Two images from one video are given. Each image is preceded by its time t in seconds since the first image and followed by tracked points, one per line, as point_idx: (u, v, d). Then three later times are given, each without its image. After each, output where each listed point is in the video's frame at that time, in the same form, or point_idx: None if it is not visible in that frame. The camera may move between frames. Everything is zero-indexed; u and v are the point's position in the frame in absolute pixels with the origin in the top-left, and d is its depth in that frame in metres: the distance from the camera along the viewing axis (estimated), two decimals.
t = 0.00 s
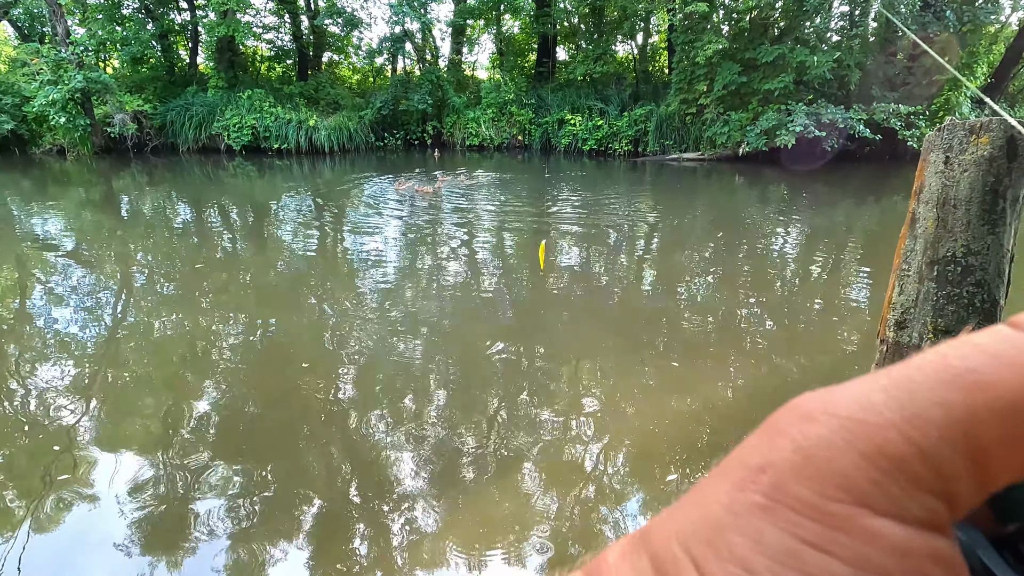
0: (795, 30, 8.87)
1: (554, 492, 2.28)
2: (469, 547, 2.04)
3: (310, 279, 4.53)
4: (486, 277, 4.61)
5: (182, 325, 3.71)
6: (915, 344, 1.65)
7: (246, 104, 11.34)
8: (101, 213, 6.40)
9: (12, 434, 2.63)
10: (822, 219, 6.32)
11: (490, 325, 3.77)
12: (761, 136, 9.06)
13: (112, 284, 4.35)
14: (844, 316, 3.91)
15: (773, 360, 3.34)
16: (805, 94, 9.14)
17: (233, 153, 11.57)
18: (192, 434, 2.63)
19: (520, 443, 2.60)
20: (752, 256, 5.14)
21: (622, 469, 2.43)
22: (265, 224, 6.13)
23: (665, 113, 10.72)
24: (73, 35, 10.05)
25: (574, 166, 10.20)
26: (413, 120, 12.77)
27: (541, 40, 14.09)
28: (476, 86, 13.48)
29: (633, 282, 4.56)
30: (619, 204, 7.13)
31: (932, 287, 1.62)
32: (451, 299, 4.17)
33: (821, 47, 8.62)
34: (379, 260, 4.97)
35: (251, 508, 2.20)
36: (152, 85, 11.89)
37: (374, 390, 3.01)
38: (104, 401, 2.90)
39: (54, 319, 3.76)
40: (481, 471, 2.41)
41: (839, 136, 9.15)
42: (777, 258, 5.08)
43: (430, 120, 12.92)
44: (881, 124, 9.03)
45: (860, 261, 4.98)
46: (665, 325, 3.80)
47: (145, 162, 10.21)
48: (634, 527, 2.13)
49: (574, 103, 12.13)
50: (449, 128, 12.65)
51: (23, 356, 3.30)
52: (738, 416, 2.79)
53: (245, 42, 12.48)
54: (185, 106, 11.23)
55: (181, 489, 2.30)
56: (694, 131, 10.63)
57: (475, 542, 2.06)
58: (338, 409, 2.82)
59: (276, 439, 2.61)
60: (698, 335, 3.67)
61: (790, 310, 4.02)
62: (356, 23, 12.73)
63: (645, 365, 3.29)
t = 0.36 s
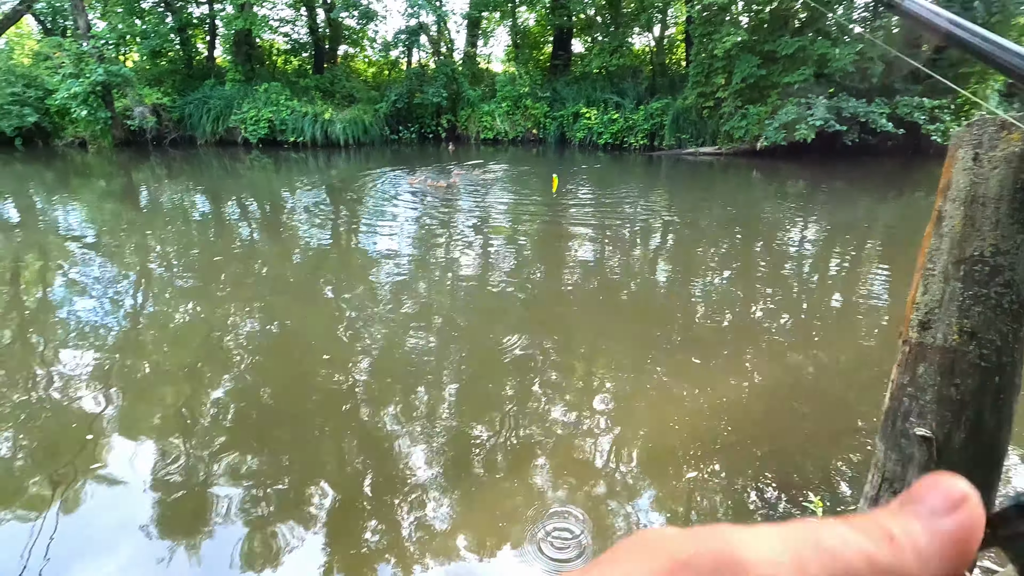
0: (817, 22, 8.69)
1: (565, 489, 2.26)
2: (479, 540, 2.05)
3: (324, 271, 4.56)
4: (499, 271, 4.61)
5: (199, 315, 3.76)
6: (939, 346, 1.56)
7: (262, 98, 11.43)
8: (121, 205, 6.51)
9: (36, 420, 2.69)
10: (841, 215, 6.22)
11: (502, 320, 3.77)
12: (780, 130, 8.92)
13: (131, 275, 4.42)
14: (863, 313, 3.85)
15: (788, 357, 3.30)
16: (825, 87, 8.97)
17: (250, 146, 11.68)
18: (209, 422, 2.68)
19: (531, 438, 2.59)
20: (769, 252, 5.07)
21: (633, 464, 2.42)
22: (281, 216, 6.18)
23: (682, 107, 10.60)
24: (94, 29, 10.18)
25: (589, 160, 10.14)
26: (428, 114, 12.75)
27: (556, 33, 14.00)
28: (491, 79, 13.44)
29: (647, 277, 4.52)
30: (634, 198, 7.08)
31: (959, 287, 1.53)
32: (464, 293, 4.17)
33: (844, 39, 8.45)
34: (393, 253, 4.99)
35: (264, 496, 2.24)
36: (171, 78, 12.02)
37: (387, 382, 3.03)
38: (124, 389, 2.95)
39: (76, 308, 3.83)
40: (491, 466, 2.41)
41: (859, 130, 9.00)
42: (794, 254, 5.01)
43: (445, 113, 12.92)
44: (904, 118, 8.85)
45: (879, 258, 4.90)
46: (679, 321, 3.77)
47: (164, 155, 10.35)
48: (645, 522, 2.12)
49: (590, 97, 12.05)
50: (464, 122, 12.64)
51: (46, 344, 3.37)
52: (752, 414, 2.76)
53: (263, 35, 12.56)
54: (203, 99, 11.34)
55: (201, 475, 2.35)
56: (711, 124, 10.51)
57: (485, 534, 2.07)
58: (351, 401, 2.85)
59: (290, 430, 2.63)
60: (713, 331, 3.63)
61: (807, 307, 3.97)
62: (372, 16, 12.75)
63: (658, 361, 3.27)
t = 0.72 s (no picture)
0: (828, 14, 8.59)
1: (572, 484, 2.26)
2: (486, 535, 2.05)
3: (330, 265, 4.57)
4: (505, 265, 4.60)
5: (207, 308, 3.78)
6: (957, 341, 1.55)
7: (269, 91, 11.43)
8: (129, 198, 6.54)
9: (47, 411, 2.72)
10: (850, 210, 6.17)
11: (508, 314, 3.76)
12: (789, 124, 8.85)
13: (139, 268, 4.45)
14: (871, 309, 3.83)
15: (796, 353, 3.29)
16: (835, 81, 8.88)
17: (256, 139, 11.69)
18: (217, 415, 2.69)
19: (537, 432, 2.60)
20: (776, 247, 5.04)
21: (639, 460, 2.42)
22: (287, 210, 6.19)
23: (690, 101, 10.52)
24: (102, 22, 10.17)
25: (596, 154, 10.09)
26: (435, 108, 12.70)
27: (564, 26, 13.91)
28: (498, 73, 13.38)
29: (653, 272, 4.51)
30: (641, 193, 7.04)
31: (976, 282, 1.52)
32: (470, 287, 4.17)
33: (855, 31, 8.35)
34: (399, 247, 4.99)
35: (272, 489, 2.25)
36: (178, 72, 12.04)
37: (394, 376, 3.03)
38: (133, 381, 2.97)
39: (85, 301, 3.86)
40: (498, 460, 2.41)
41: (868, 124, 8.91)
42: (802, 250, 4.97)
43: (451, 107, 12.87)
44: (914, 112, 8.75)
45: (889, 254, 4.86)
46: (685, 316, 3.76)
47: (172, 148, 10.38)
48: (651, 519, 2.11)
49: (597, 91, 11.99)
50: (470, 116, 12.60)
51: (56, 336, 3.40)
52: (760, 409, 2.76)
53: (269, 28, 12.54)
54: (210, 92, 11.35)
55: (210, 468, 2.37)
56: (719, 118, 10.44)
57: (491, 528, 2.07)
58: (358, 394, 2.85)
59: (297, 423, 2.64)
60: (719, 326, 3.62)
61: (814, 302, 3.95)
62: (378, 9, 12.71)
63: (665, 356, 3.25)
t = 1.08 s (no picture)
0: (823, 6, 8.59)
1: (567, 477, 2.26)
2: (482, 528, 2.06)
3: (324, 259, 4.54)
4: (501, 258, 4.59)
5: (201, 303, 3.76)
6: (948, 331, 1.56)
7: (261, 83, 11.32)
8: (120, 192, 6.48)
9: (40, 407, 2.70)
10: (844, 202, 6.19)
11: (503, 307, 3.76)
12: (783, 116, 8.85)
13: (131, 262, 4.41)
14: (864, 301, 3.85)
15: (790, 344, 3.30)
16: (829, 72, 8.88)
17: (249, 132, 11.60)
18: (212, 410, 2.69)
19: (532, 424, 2.61)
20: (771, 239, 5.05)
21: (634, 452, 2.43)
22: (281, 203, 6.16)
23: (685, 93, 10.50)
24: (90, 13, 10.02)
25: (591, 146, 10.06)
26: (429, 100, 12.62)
27: (558, 18, 13.84)
28: (492, 64, 13.30)
29: (648, 264, 4.51)
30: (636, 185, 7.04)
31: (968, 273, 1.53)
32: (465, 280, 4.17)
33: (849, 23, 8.36)
34: (394, 240, 4.97)
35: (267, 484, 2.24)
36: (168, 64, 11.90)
37: (389, 370, 3.03)
38: (127, 377, 2.96)
39: (77, 296, 3.83)
40: (494, 453, 2.42)
41: (862, 116, 8.93)
42: (797, 242, 4.99)
43: (445, 99, 12.79)
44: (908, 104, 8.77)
45: (882, 246, 4.88)
46: (680, 308, 3.77)
47: (163, 141, 10.28)
48: (647, 510, 2.12)
49: (591, 83, 11.96)
50: (464, 108, 12.53)
51: (49, 332, 3.37)
52: (754, 400, 2.77)
53: (261, 20, 12.40)
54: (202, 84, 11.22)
55: (205, 463, 2.36)
56: (713, 111, 10.43)
57: (487, 521, 2.09)
58: (353, 388, 2.85)
59: (293, 417, 2.64)
60: (714, 319, 3.63)
61: (808, 294, 3.97)
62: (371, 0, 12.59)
63: (659, 349, 3.27)
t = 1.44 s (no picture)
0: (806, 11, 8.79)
1: (557, 481, 2.26)
2: (472, 533, 2.05)
3: (313, 264, 4.52)
4: (490, 263, 4.60)
5: (189, 310, 3.73)
6: (927, 328, 1.59)
7: (248, 89, 11.27)
8: (106, 198, 6.41)
9: (23, 417, 2.66)
10: (829, 205, 6.28)
11: (493, 311, 3.77)
12: (768, 121, 8.97)
13: (116, 270, 4.37)
14: (849, 302, 3.90)
15: (777, 346, 3.34)
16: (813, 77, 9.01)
17: (236, 138, 11.53)
18: (199, 418, 2.66)
19: (523, 428, 2.61)
20: (758, 242, 5.11)
21: (624, 454, 2.44)
22: (269, 209, 6.12)
23: (672, 97, 10.60)
24: (75, 19, 9.93)
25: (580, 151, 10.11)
26: (417, 105, 12.63)
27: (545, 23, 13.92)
28: (481, 69, 13.35)
29: (637, 268, 4.54)
30: (624, 189, 7.09)
31: (945, 271, 1.55)
32: (455, 284, 4.17)
33: (832, 29, 8.56)
34: (383, 245, 4.96)
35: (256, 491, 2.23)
36: (154, 69, 11.81)
37: (379, 375, 3.02)
38: (111, 385, 2.92)
39: (61, 303, 3.79)
40: (484, 457, 2.42)
41: (846, 120, 9.07)
42: (783, 244, 5.05)
43: (434, 104, 12.80)
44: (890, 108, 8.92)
45: (866, 248, 4.96)
46: (669, 311, 3.80)
47: (149, 147, 10.19)
48: (637, 514, 2.13)
49: (579, 88, 12.04)
50: (453, 113, 12.55)
51: (32, 341, 3.33)
52: (742, 401, 2.80)
53: (247, 25, 12.36)
54: (188, 90, 11.15)
55: (192, 471, 2.34)
56: (700, 115, 10.53)
57: (477, 525, 2.08)
58: (343, 393, 2.84)
59: (282, 423, 2.63)
60: (703, 321, 3.66)
61: (795, 296, 4.02)
62: (359, 5, 12.59)
63: (649, 351, 3.28)
